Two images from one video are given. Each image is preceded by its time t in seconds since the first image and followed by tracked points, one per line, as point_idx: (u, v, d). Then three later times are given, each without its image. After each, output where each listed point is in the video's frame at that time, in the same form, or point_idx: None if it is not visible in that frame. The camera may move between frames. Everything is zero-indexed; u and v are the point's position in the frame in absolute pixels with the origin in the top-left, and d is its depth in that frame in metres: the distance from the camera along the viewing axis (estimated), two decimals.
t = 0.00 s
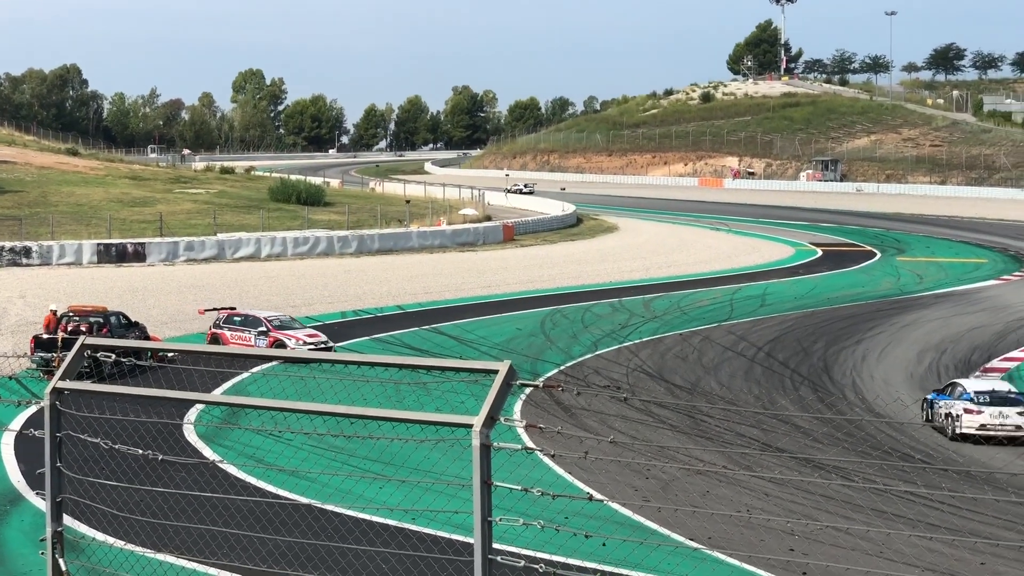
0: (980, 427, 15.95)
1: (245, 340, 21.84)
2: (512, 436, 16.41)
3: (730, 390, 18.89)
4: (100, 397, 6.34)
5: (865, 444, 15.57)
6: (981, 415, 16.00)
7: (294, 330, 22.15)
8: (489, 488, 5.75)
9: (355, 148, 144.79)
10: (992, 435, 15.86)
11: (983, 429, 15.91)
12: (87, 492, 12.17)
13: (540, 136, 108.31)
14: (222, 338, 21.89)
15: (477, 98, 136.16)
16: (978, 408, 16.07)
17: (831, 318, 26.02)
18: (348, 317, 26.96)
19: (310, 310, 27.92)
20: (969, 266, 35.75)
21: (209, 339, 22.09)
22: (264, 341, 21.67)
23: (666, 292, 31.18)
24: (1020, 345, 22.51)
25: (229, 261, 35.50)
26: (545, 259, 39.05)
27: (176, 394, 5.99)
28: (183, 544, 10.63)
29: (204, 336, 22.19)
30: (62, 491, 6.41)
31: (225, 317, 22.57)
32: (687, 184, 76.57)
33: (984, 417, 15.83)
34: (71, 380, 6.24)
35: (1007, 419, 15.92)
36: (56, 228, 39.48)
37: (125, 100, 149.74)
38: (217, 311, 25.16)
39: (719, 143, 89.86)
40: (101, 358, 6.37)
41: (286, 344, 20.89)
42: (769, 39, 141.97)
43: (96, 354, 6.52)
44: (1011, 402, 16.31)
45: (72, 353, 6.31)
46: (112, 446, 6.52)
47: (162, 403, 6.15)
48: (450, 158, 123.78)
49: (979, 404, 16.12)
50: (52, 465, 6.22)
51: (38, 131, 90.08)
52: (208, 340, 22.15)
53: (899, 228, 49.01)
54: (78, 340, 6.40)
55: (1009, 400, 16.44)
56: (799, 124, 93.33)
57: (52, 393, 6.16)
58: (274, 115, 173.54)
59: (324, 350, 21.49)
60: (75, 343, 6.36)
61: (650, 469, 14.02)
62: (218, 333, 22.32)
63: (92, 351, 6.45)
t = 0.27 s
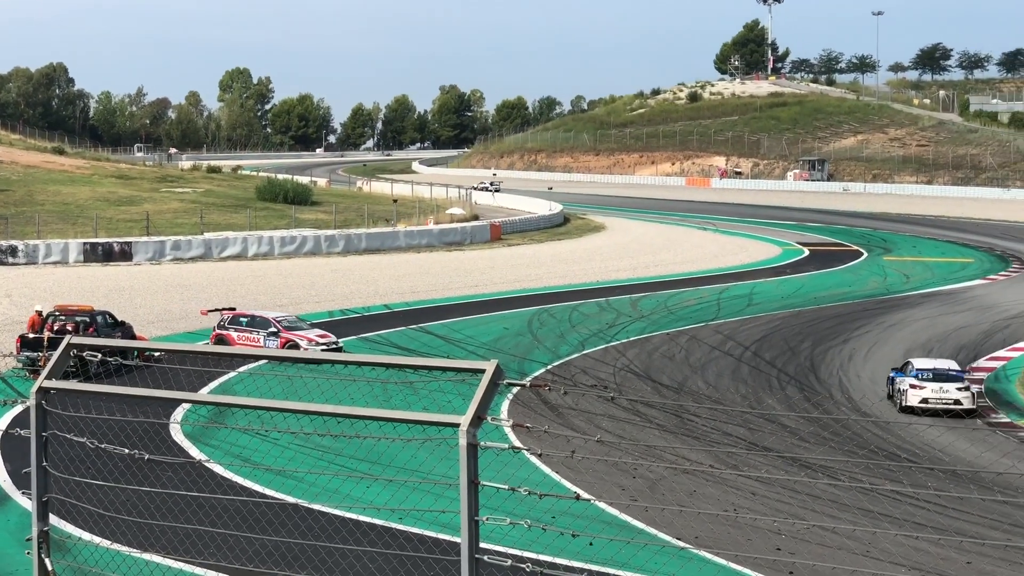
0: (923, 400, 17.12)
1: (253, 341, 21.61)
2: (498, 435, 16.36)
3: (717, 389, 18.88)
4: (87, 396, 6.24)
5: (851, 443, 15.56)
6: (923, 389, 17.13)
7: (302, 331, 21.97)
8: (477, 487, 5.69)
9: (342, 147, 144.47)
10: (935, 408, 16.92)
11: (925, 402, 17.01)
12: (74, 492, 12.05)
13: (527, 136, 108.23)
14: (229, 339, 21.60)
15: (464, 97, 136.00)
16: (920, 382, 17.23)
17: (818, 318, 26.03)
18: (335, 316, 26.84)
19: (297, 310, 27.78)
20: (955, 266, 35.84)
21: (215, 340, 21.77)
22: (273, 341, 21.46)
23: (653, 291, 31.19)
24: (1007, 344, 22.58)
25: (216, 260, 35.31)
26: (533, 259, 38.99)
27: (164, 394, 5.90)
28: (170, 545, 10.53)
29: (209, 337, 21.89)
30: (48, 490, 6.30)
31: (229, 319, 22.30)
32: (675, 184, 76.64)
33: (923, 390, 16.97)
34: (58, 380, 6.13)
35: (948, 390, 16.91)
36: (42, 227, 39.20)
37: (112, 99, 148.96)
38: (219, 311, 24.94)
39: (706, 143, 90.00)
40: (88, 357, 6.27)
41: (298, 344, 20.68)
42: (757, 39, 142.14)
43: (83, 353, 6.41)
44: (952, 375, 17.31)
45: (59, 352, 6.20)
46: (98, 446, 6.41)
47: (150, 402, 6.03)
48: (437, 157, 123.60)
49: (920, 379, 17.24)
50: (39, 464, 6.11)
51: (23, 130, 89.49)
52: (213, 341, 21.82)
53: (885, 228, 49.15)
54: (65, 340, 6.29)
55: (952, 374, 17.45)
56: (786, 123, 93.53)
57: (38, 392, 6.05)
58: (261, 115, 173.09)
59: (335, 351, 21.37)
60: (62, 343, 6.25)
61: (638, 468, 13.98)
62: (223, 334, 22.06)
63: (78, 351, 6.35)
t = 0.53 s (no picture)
0: (891, 378, 18.70)
1: (267, 342, 21.37)
2: (485, 434, 16.29)
3: (704, 388, 18.86)
4: (73, 396, 6.15)
5: (837, 442, 15.55)
6: (890, 367, 18.72)
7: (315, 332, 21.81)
8: (463, 487, 5.63)
9: (329, 146, 144.06)
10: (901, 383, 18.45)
11: (891, 378, 18.56)
12: (59, 493, 11.92)
13: (514, 135, 108.19)
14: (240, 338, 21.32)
15: (451, 97, 135.81)
16: (888, 361, 18.84)
17: (805, 317, 26.06)
18: (322, 316, 26.70)
19: (283, 309, 27.62)
20: (941, 266, 35.96)
21: (225, 339, 21.46)
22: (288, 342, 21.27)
23: (639, 291, 31.19)
24: (992, 343, 22.67)
25: (202, 260, 35.12)
26: (520, 258, 38.92)
27: (150, 393, 5.80)
28: (156, 545, 10.43)
29: (220, 336, 21.59)
30: (34, 491, 6.19)
31: (238, 321, 22.05)
32: (661, 184, 76.71)
33: (889, 367, 18.64)
34: (43, 380, 6.03)
35: (912, 366, 18.42)
36: (26, 226, 38.86)
37: (97, 98, 148.11)
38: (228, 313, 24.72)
39: (693, 143, 90.14)
40: (73, 357, 6.16)
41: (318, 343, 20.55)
42: (743, 38, 142.44)
43: (68, 352, 6.30)
44: (918, 355, 18.78)
45: (44, 352, 6.09)
46: (84, 446, 6.31)
47: (135, 402, 5.94)
48: (424, 156, 123.38)
49: (888, 358, 18.86)
50: (24, 465, 6.00)
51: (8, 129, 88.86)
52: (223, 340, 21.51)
53: (871, 228, 49.29)
54: (50, 340, 6.19)
55: (920, 352, 18.95)
56: (773, 123, 93.70)
57: (23, 392, 5.95)
58: (247, 114, 172.41)
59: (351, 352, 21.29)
60: (47, 343, 6.15)
61: (624, 468, 13.94)
62: (234, 335, 21.76)
63: (63, 350, 6.24)
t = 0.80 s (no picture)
0: (875, 359, 20.10)
1: (284, 344, 21.17)
2: (469, 434, 16.22)
3: (687, 387, 18.86)
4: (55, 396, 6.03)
5: (820, 441, 15.56)
6: (875, 349, 20.07)
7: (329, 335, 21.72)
8: (447, 486, 5.56)
9: (313, 146, 143.61)
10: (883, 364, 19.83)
11: (874, 360, 19.93)
12: (41, 492, 11.77)
13: (498, 135, 108.15)
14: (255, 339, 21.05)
15: (435, 96, 135.59)
16: (872, 344, 20.22)
17: (788, 316, 26.09)
18: (306, 316, 26.54)
19: (267, 309, 27.46)
20: (924, 265, 36.12)
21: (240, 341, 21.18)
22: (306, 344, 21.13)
23: (624, 290, 31.18)
24: (973, 342, 22.75)
25: (186, 260, 34.89)
26: (504, 258, 38.82)
27: (132, 393, 5.70)
28: (140, 546, 10.31)
29: (234, 338, 21.28)
30: (16, 492, 6.06)
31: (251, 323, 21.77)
32: (645, 183, 76.80)
33: (872, 349, 20.02)
34: (25, 380, 5.91)
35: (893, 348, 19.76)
36: (8, 225, 38.54)
37: (79, 97, 147.18)
38: (240, 318, 24.49)
39: (677, 142, 90.31)
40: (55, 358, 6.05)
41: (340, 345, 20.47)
42: (727, 38, 142.76)
43: (50, 352, 6.19)
44: (899, 338, 20.15)
45: (26, 352, 5.98)
46: (67, 446, 6.20)
47: (118, 402, 5.83)
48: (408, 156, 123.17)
49: (872, 341, 20.24)
50: (6, 465, 5.89)
51: None
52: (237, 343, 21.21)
53: (855, 227, 49.45)
54: (32, 340, 6.07)
55: (902, 336, 20.30)
56: (756, 122, 93.92)
57: (5, 392, 5.83)
58: (231, 114, 171.72)
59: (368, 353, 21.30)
60: (29, 343, 6.03)
61: (608, 467, 13.90)
62: (248, 337, 21.44)
63: (45, 350, 6.12)
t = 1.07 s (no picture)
0: (862, 343, 21.50)
1: (301, 346, 20.97)
2: (447, 434, 16.15)
3: (665, 387, 18.86)
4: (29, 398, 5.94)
5: (797, 440, 15.57)
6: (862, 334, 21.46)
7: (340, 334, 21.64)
8: (424, 486, 5.50)
9: (291, 146, 142.97)
10: (869, 348, 21.21)
11: (861, 344, 21.33)
12: (15, 493, 11.58)
13: (476, 135, 108.07)
14: (268, 342, 20.70)
15: (412, 96, 135.28)
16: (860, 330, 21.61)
17: (765, 316, 26.14)
18: (284, 316, 26.35)
19: (244, 310, 27.24)
20: (900, 264, 36.33)
21: (251, 344, 20.76)
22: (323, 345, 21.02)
23: (601, 290, 31.16)
24: (949, 341, 22.87)
25: (162, 260, 34.57)
26: (481, 258, 38.74)
27: (107, 395, 5.63)
28: (116, 547, 10.15)
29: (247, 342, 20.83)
30: None
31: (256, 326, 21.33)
32: (623, 183, 76.94)
33: (860, 334, 21.43)
34: None
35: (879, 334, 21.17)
36: None
37: (54, 97, 145.83)
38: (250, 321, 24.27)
39: (654, 142, 90.55)
40: (31, 359, 5.95)
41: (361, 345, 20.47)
42: (704, 38, 143.25)
43: (25, 353, 6.10)
44: (885, 324, 21.55)
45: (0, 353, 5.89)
46: (40, 447, 6.10)
47: (93, 403, 5.76)
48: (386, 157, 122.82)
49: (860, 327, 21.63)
50: None
51: None
52: (247, 346, 20.77)
53: (831, 227, 49.69)
54: (7, 341, 5.99)
55: (888, 323, 21.70)
56: (733, 123, 94.28)
57: None
58: (208, 114, 170.68)
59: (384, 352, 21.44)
60: (4, 344, 5.95)
61: (585, 467, 13.86)
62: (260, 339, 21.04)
63: (20, 351, 6.03)
